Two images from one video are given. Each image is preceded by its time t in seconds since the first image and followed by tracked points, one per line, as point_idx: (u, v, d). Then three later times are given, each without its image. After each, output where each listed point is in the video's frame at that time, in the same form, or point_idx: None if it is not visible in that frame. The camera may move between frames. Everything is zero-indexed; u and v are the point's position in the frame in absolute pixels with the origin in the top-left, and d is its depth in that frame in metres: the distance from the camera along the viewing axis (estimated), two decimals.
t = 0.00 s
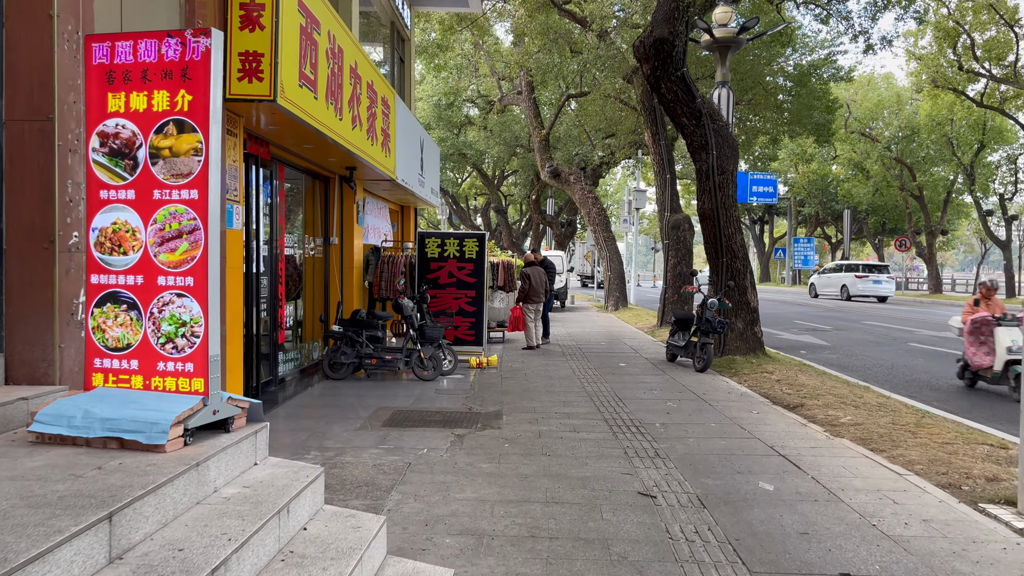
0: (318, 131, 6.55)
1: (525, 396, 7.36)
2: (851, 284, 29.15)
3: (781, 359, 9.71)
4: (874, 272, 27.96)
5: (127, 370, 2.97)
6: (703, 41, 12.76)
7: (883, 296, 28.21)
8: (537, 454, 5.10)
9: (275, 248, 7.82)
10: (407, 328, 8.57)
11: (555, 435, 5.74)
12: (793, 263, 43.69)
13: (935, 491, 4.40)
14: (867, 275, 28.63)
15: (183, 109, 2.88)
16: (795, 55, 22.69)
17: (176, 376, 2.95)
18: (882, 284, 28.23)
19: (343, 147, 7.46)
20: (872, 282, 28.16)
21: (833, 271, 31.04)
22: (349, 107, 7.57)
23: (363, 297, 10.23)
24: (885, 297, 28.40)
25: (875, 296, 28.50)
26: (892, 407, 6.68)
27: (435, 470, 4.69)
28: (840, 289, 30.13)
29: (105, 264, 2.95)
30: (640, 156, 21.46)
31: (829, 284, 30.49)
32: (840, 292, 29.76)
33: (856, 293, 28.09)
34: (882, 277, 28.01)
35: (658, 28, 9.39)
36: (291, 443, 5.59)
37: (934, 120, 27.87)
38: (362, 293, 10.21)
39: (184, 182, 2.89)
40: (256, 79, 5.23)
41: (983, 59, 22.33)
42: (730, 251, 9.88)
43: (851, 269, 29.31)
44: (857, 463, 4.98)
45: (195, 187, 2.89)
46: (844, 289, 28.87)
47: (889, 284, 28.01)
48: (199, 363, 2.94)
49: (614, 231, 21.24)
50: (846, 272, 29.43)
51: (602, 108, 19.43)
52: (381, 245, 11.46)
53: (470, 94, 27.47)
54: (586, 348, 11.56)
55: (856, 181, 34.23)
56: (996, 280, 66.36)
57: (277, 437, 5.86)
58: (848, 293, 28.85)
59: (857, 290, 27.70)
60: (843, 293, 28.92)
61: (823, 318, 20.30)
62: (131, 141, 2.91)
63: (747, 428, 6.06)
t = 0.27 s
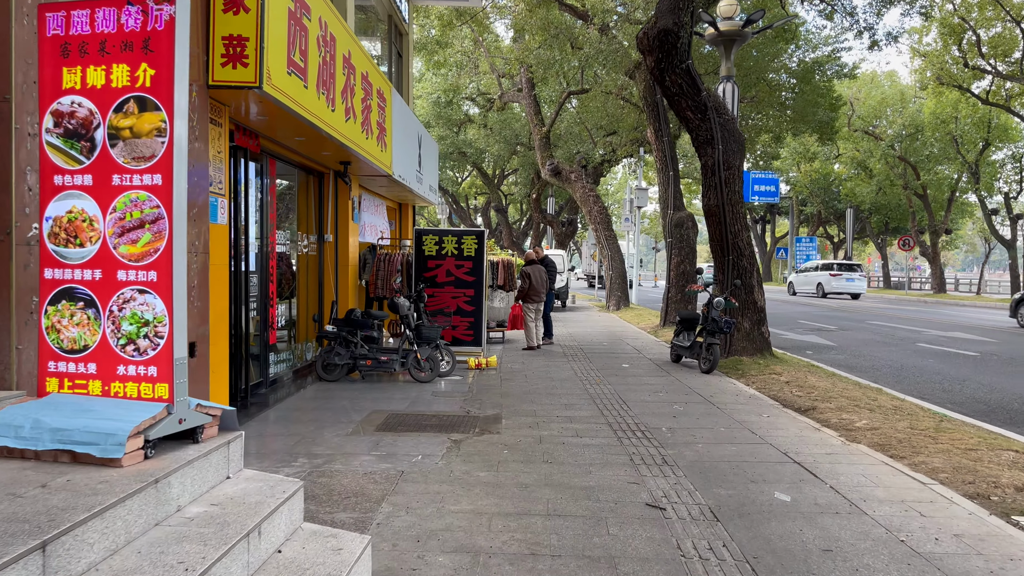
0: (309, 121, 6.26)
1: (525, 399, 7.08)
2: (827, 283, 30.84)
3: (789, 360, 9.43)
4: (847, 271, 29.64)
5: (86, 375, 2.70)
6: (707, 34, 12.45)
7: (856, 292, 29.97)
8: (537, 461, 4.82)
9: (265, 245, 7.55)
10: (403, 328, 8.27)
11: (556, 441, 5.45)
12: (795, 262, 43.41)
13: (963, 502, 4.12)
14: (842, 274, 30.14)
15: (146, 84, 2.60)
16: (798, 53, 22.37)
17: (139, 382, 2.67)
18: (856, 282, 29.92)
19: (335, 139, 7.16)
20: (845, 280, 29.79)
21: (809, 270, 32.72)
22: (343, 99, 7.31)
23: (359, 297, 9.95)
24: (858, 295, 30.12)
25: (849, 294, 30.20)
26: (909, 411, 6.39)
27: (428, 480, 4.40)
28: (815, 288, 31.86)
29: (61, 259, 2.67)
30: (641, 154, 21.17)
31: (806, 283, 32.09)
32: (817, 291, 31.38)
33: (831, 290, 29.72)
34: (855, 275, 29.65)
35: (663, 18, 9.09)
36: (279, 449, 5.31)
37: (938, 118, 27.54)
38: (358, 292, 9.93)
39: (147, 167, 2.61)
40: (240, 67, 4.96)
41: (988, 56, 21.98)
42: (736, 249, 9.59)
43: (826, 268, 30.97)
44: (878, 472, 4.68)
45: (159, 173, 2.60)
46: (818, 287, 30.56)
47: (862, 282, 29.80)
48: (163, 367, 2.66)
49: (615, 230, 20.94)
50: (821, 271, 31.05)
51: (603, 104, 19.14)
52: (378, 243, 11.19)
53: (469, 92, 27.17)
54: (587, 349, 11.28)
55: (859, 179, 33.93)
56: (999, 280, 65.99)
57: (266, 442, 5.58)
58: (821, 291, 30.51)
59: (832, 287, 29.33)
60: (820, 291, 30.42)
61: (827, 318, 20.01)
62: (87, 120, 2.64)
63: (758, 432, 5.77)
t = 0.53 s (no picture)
0: (295, 116, 5.97)
1: (524, 407, 6.80)
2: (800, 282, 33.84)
3: (795, 365, 9.15)
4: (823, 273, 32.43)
5: (31, 397, 2.54)
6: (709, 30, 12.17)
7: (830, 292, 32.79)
8: (536, 478, 4.54)
9: (253, 247, 7.28)
10: (397, 333, 7.98)
11: (556, 455, 5.18)
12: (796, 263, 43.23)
13: (992, 524, 3.84)
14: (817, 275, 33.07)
15: (92, 72, 2.54)
16: (800, 51, 22.05)
17: (88, 404, 2.53)
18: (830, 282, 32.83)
19: (325, 136, 6.87)
20: (820, 280, 32.78)
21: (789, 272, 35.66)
22: (333, 96, 7.04)
23: (352, 300, 9.67)
24: (832, 293, 32.70)
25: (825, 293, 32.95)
26: (925, 420, 6.12)
27: (419, 499, 4.12)
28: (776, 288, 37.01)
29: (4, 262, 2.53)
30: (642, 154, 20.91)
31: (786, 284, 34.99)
32: (796, 290, 34.02)
33: (808, 290, 32.49)
34: (829, 276, 32.45)
35: (665, 13, 8.82)
36: (263, 464, 5.04)
37: (942, 117, 27.25)
38: (351, 296, 9.65)
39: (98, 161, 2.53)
40: (221, 58, 4.69)
41: (993, 54, 21.66)
42: (741, 251, 9.31)
43: (798, 269, 34.69)
44: (897, 489, 4.42)
45: (111, 169, 2.53)
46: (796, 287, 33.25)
47: (836, 282, 32.39)
48: (114, 388, 2.52)
49: (616, 230, 20.67)
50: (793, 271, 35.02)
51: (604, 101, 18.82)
52: (373, 245, 10.93)
53: (468, 91, 26.90)
54: (588, 353, 11.00)
55: (860, 179, 33.68)
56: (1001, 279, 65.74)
57: (251, 455, 5.31)
58: (799, 291, 33.19)
59: (809, 287, 32.01)
60: (799, 291, 33.07)
61: (831, 320, 19.76)
62: (32, 111, 2.53)
63: (768, 444, 5.49)
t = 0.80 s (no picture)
0: (280, 108, 5.70)
1: (522, 412, 6.53)
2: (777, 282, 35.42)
3: (801, 368, 8.89)
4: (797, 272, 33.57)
5: None
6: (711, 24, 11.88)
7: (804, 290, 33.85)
8: (533, 491, 4.27)
9: (240, 245, 7.02)
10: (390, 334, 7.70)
11: (556, 464, 4.91)
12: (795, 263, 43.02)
13: None
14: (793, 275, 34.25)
15: (32, 43, 2.24)
16: (801, 48, 21.76)
17: (26, 418, 2.27)
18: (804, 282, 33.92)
19: (313, 129, 6.60)
20: (794, 280, 33.89)
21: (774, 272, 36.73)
22: (322, 87, 6.77)
23: (345, 300, 9.39)
24: (807, 293, 33.66)
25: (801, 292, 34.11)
26: (940, 426, 5.86)
27: (409, 515, 3.85)
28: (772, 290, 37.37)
29: None
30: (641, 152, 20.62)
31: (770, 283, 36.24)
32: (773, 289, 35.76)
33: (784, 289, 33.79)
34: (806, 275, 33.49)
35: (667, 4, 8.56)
36: (246, 474, 4.76)
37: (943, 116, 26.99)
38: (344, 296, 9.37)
39: (35, 145, 2.23)
40: (198, 42, 4.43)
41: (996, 51, 21.40)
42: (745, 249, 9.04)
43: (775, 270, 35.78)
44: (920, 502, 4.14)
45: (51, 154, 2.24)
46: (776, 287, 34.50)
47: (810, 281, 33.46)
48: (53, 401, 2.26)
49: (615, 229, 20.39)
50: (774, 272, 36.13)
51: (603, 99, 18.49)
52: (367, 243, 10.65)
53: (465, 89, 26.59)
54: (587, 354, 10.73)
55: (861, 178, 33.43)
56: (1000, 279, 65.43)
57: (234, 463, 5.03)
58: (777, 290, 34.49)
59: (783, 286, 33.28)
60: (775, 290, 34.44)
61: (832, 320, 19.50)
62: None
63: (778, 452, 5.22)
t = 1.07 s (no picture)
0: (260, 101, 5.43)
1: (516, 421, 6.26)
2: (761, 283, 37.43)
3: (804, 372, 8.64)
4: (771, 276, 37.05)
5: None
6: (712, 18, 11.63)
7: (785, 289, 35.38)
8: (527, 509, 4.00)
9: (224, 247, 6.76)
10: (380, 339, 7.42)
11: (551, 479, 4.65)
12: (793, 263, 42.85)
13: None
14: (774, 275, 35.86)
15: None
16: (800, 48, 21.53)
17: None
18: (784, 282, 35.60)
19: (298, 125, 6.32)
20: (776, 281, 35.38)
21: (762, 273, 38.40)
22: (308, 82, 6.49)
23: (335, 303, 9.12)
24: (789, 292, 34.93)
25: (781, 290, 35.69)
26: (953, 436, 5.61)
27: (394, 538, 3.59)
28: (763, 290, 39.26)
29: None
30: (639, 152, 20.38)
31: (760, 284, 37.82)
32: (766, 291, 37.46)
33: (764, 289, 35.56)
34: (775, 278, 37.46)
35: None
36: (221, 491, 4.48)
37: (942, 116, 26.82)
38: (334, 299, 9.10)
39: None
40: (171, 29, 4.16)
41: (996, 50, 21.22)
42: (747, 250, 8.78)
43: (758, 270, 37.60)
44: (939, 521, 3.89)
45: None
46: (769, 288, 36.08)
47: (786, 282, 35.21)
48: None
49: (612, 230, 20.15)
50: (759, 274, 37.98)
51: (600, 97, 18.20)
52: (358, 245, 10.38)
53: (460, 88, 26.30)
54: (584, 358, 10.46)
55: (858, 178, 33.25)
56: (998, 280, 65.29)
57: (210, 478, 4.75)
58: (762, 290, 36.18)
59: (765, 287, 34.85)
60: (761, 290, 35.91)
61: (832, 322, 19.26)
62: None
63: (786, 465, 4.96)
